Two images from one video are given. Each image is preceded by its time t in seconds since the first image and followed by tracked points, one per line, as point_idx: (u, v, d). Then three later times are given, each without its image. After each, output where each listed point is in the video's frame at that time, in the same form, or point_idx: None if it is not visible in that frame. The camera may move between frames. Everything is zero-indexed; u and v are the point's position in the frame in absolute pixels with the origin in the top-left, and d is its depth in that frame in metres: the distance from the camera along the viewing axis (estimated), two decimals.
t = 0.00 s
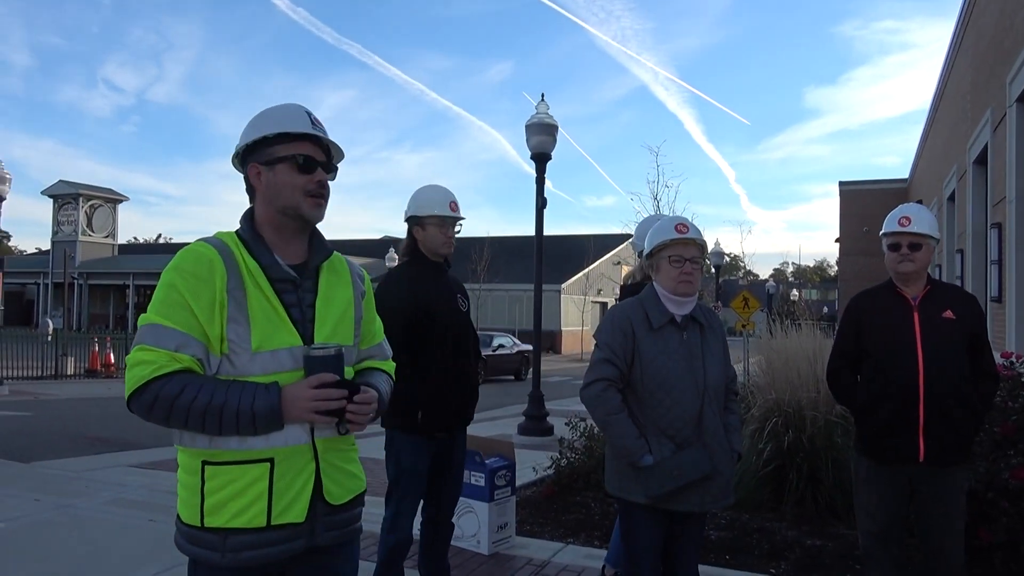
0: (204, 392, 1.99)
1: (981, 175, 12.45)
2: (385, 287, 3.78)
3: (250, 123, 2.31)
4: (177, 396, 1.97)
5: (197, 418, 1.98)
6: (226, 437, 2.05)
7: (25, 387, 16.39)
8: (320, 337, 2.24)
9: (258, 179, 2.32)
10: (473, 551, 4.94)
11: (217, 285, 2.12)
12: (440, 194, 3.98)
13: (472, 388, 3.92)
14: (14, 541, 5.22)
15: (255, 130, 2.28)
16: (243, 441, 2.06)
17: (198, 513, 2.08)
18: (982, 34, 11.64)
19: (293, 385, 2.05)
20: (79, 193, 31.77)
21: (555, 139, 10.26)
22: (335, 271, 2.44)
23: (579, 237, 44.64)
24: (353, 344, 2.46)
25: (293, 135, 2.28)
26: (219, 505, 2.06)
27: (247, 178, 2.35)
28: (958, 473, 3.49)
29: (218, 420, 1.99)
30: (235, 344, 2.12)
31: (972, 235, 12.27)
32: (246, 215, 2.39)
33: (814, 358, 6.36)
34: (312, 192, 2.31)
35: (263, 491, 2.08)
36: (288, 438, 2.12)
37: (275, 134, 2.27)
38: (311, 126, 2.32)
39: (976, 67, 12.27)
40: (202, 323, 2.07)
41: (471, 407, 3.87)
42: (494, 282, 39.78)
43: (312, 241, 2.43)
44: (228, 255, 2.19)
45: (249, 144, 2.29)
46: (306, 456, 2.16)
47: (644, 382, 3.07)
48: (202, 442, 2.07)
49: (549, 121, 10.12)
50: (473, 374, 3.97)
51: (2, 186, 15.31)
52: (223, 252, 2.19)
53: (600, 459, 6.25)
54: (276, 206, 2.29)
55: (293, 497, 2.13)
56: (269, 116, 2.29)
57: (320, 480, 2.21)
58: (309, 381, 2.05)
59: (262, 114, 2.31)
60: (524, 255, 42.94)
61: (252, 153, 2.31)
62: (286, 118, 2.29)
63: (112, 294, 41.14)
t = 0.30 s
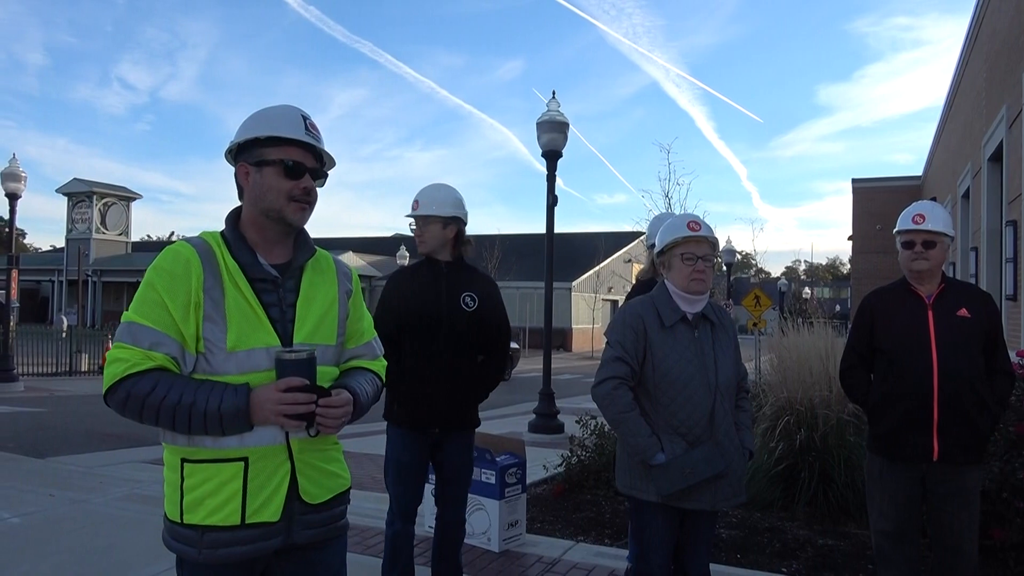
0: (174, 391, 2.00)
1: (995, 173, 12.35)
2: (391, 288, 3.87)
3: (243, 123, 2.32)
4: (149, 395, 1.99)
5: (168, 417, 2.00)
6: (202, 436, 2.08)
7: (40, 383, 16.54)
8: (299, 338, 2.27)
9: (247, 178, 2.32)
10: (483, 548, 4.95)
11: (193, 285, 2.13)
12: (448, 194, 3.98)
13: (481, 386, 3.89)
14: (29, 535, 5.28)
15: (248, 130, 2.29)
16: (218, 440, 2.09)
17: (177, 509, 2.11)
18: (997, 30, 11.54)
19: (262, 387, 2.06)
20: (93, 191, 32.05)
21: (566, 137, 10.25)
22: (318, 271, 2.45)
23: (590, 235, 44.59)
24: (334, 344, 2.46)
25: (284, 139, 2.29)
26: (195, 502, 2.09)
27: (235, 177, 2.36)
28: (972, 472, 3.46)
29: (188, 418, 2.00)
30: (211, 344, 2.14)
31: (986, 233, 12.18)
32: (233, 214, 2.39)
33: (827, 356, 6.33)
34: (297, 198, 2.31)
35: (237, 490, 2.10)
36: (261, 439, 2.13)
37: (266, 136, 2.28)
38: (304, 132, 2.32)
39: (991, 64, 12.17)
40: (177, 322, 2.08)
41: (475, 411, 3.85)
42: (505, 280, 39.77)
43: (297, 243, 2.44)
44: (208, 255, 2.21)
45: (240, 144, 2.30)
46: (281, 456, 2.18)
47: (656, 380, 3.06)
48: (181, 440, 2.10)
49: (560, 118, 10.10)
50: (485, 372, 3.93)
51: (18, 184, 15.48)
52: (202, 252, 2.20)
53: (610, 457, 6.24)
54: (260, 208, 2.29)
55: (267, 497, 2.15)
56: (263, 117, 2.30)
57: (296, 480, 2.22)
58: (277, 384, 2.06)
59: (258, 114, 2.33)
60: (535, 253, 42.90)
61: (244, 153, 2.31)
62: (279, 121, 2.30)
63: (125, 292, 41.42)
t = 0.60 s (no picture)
0: (172, 390, 2.01)
1: (1007, 171, 12.27)
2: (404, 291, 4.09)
3: (240, 122, 2.31)
4: (147, 393, 2.00)
5: (166, 415, 2.01)
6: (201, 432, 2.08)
7: (52, 379, 16.67)
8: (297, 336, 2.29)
9: (243, 177, 2.31)
10: (491, 545, 4.96)
11: (192, 283, 2.14)
12: (452, 195, 3.99)
13: (449, 388, 3.72)
14: (40, 530, 5.32)
15: (247, 130, 2.28)
16: (217, 437, 2.09)
17: (177, 505, 2.12)
18: (1010, 28, 11.46)
19: (260, 385, 2.07)
20: (104, 188, 32.25)
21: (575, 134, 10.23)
22: (313, 268, 2.46)
23: (599, 233, 44.54)
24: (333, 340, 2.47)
25: (284, 142, 2.29)
26: (196, 497, 2.10)
27: (230, 175, 2.35)
28: (984, 471, 3.44)
29: (187, 416, 2.02)
30: (211, 341, 2.15)
31: (998, 232, 12.11)
32: (227, 211, 2.39)
33: (837, 355, 6.30)
34: (295, 201, 2.33)
35: (237, 485, 2.11)
36: (260, 435, 2.14)
37: (266, 139, 2.27)
38: (303, 136, 2.33)
39: (1004, 62, 12.09)
40: (174, 321, 2.09)
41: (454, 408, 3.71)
42: (513, 278, 39.77)
43: (292, 240, 2.44)
44: (205, 254, 2.22)
45: (238, 143, 2.28)
46: (280, 451, 2.19)
47: (668, 379, 3.05)
48: (179, 437, 2.10)
49: (569, 116, 10.08)
50: (456, 373, 3.76)
51: (31, 182, 15.58)
52: (198, 250, 2.21)
53: (618, 455, 6.25)
54: (257, 208, 2.30)
55: (268, 492, 2.16)
56: (263, 118, 2.30)
57: (296, 475, 2.24)
58: (275, 382, 2.06)
59: (255, 114, 2.32)
60: (544, 251, 42.88)
61: (240, 151, 2.30)
62: (279, 123, 2.29)
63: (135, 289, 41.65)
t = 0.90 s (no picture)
0: (184, 389, 2.02)
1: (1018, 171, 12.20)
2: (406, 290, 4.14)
3: (234, 124, 2.32)
4: (158, 393, 2.00)
5: (179, 414, 2.01)
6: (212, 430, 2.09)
7: (63, 377, 16.78)
8: (297, 330, 2.29)
9: (238, 178, 2.33)
10: (499, 545, 4.97)
11: (195, 282, 2.15)
12: (453, 194, 4.00)
13: (439, 387, 3.71)
14: (51, 527, 5.36)
15: (243, 131, 2.29)
16: (228, 432, 2.10)
17: (188, 503, 2.13)
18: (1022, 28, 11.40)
19: (272, 379, 2.08)
20: (114, 187, 32.47)
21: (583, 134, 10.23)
22: (308, 265, 2.47)
23: (607, 233, 44.50)
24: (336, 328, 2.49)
25: (281, 144, 2.30)
26: (208, 494, 2.11)
27: (224, 176, 2.36)
28: (995, 472, 3.42)
29: (200, 415, 2.02)
30: (217, 339, 2.16)
31: (1010, 233, 12.04)
32: (222, 212, 2.40)
33: (846, 355, 6.28)
34: (291, 201, 2.34)
35: (249, 480, 2.12)
36: (273, 429, 2.16)
37: (262, 140, 2.28)
38: (298, 136, 2.34)
39: (1015, 61, 12.01)
40: (180, 320, 2.10)
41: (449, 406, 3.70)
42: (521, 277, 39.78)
43: (288, 240, 2.46)
44: (205, 254, 2.23)
45: (234, 145, 2.29)
46: (291, 445, 2.20)
47: (681, 379, 3.05)
48: (189, 435, 2.11)
49: (578, 115, 10.08)
50: (448, 371, 3.75)
51: (42, 180, 15.68)
52: (198, 251, 2.22)
53: (626, 455, 6.25)
54: (254, 208, 2.31)
55: (280, 485, 2.18)
56: (258, 119, 2.31)
57: (306, 468, 2.25)
58: (288, 375, 2.08)
59: (249, 114, 2.33)
60: (551, 250, 42.86)
61: (235, 153, 2.32)
62: (275, 124, 2.30)
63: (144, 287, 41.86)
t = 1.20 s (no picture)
0: (185, 388, 2.03)
1: None
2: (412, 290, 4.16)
3: (227, 125, 2.32)
4: (159, 394, 2.02)
5: (180, 414, 2.02)
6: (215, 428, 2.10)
7: (73, 376, 16.87)
8: (297, 328, 2.30)
9: (234, 179, 2.34)
10: (505, 543, 4.98)
11: (193, 282, 2.17)
12: (456, 193, 4.01)
13: (447, 386, 3.72)
14: (60, 524, 5.40)
15: (236, 132, 2.30)
16: (230, 431, 2.12)
17: (192, 501, 2.14)
18: None
19: (272, 377, 2.09)
20: (123, 186, 32.65)
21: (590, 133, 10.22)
22: (306, 263, 2.48)
23: (614, 232, 44.44)
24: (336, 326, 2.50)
25: (275, 143, 2.31)
26: (212, 492, 2.12)
27: (219, 177, 2.37)
28: (1003, 472, 3.41)
29: (201, 414, 2.03)
30: (217, 338, 2.17)
31: (1020, 231, 11.95)
32: (218, 213, 2.41)
33: (854, 353, 6.25)
34: (288, 200, 2.36)
35: (252, 477, 2.14)
36: (274, 426, 2.17)
37: (256, 140, 2.29)
38: (291, 135, 2.36)
39: None
40: (179, 321, 2.11)
41: (455, 407, 3.72)
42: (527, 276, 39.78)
43: (285, 239, 2.47)
44: (203, 254, 2.24)
45: (229, 145, 2.31)
46: (292, 442, 2.21)
47: (690, 378, 3.04)
48: (192, 435, 2.12)
49: (584, 114, 10.07)
50: (457, 371, 3.77)
51: (52, 179, 15.77)
52: (196, 252, 2.24)
53: (632, 454, 6.25)
54: (251, 208, 2.32)
55: (283, 482, 2.19)
56: (251, 119, 2.32)
57: (309, 465, 2.26)
58: (287, 372, 2.09)
59: (241, 115, 2.34)
60: (558, 249, 42.83)
61: (230, 153, 2.32)
62: (269, 124, 2.32)
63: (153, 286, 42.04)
